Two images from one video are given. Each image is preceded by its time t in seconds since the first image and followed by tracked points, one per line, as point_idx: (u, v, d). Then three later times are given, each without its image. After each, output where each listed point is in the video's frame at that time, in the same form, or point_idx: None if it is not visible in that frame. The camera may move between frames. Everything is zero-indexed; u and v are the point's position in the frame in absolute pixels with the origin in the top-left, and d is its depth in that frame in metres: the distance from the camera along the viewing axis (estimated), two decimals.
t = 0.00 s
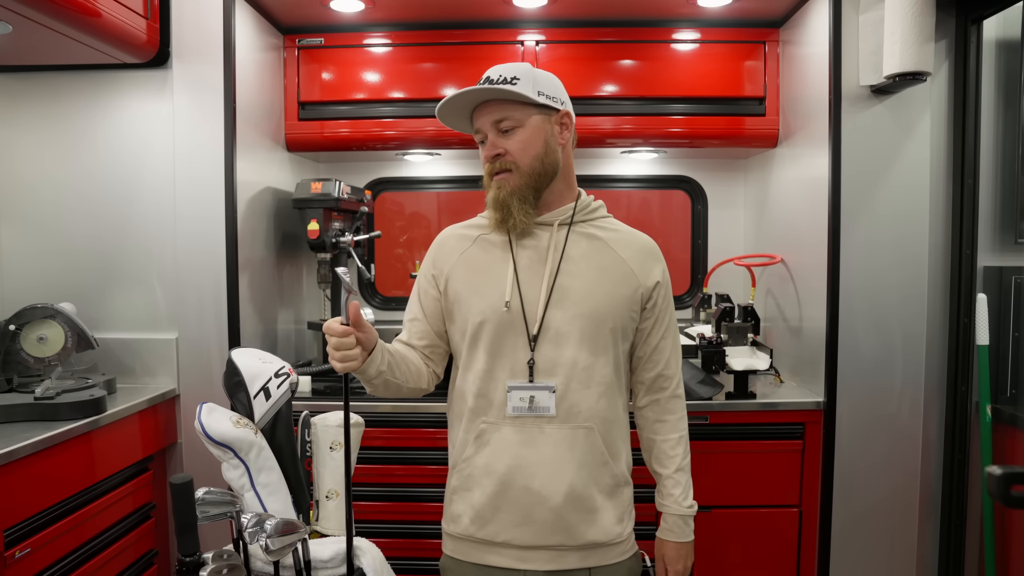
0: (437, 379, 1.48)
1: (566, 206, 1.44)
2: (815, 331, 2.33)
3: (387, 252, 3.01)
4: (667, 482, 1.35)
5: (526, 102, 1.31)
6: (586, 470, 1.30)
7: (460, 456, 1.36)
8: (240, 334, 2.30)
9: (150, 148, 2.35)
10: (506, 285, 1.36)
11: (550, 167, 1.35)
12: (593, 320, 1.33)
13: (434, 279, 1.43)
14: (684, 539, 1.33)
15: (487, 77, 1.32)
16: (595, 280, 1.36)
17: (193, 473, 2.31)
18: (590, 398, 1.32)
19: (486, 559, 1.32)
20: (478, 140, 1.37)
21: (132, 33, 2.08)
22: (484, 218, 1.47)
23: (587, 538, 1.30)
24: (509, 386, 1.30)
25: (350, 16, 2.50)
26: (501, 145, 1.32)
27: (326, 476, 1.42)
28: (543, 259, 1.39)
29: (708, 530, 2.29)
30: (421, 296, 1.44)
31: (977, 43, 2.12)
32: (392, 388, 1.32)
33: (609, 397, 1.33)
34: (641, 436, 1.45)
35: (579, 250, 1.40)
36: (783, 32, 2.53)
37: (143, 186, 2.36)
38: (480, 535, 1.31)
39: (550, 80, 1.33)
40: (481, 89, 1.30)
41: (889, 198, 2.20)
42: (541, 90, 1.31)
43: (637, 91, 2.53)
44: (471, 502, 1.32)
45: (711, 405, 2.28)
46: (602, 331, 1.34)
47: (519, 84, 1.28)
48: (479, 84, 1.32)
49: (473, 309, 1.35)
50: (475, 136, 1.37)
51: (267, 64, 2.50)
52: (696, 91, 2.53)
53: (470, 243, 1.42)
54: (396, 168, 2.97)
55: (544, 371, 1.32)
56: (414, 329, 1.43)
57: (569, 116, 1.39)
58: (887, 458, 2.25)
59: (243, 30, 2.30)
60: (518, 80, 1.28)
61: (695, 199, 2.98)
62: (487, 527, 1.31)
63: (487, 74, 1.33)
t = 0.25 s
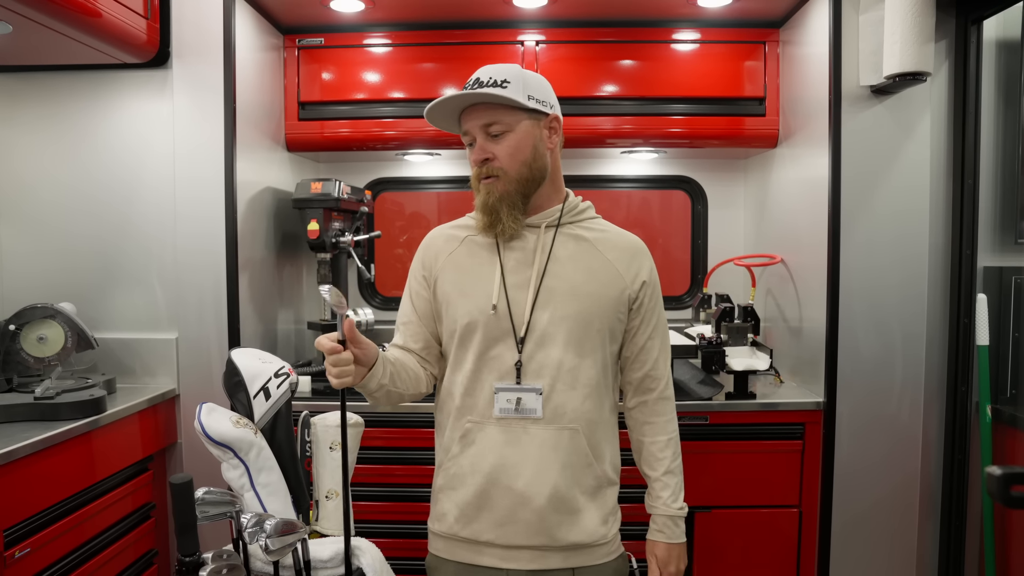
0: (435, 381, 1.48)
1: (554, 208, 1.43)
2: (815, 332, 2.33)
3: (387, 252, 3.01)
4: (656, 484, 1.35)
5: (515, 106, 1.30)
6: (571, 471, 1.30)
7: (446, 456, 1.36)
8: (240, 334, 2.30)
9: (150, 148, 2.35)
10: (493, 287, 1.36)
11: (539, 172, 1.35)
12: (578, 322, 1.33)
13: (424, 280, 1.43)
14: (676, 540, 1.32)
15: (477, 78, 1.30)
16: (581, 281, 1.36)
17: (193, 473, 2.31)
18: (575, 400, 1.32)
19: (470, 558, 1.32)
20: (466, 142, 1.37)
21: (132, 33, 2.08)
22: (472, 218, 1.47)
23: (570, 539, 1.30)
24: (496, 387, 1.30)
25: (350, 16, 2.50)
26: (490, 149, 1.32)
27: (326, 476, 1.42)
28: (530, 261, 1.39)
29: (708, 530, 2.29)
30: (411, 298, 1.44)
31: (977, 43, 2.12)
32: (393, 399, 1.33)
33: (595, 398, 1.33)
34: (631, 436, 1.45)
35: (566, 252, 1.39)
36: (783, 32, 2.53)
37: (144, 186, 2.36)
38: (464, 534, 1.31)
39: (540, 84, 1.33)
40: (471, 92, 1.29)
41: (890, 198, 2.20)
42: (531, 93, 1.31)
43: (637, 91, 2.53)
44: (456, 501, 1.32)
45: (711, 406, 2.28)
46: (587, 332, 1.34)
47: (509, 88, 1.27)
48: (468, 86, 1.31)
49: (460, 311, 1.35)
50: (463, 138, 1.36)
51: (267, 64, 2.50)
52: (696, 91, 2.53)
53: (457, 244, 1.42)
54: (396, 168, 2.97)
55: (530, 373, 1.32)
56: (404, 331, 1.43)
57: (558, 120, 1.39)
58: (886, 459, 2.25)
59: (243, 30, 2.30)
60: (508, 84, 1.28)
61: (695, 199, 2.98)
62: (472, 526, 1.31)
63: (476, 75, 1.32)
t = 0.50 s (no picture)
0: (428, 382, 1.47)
1: (539, 206, 1.43)
2: (814, 331, 2.33)
3: (387, 251, 3.00)
4: (650, 476, 1.32)
5: (500, 106, 1.30)
6: (565, 470, 1.31)
7: (439, 459, 1.36)
8: (240, 333, 2.30)
9: (149, 147, 2.34)
10: (480, 290, 1.35)
11: (524, 172, 1.35)
12: (567, 322, 1.33)
13: (411, 285, 1.43)
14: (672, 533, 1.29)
15: (460, 77, 1.30)
16: (568, 281, 1.36)
17: (192, 473, 2.31)
18: (566, 399, 1.32)
19: (467, 558, 1.32)
20: (449, 143, 1.36)
21: (131, 32, 2.07)
22: (456, 219, 1.47)
23: (567, 537, 1.30)
24: (488, 390, 1.30)
25: (349, 15, 2.49)
26: (475, 150, 1.32)
27: (326, 475, 1.42)
28: (516, 262, 1.39)
29: (707, 529, 2.29)
30: (398, 302, 1.43)
31: (975, 43, 2.12)
32: (392, 400, 1.34)
33: (585, 397, 1.34)
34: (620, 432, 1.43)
35: (552, 252, 1.39)
36: (782, 31, 2.53)
37: (143, 185, 2.35)
38: (460, 535, 1.31)
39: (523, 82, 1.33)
40: (454, 92, 1.28)
41: (889, 198, 2.20)
42: (516, 92, 1.31)
43: (636, 90, 2.53)
44: (451, 503, 1.32)
45: (710, 405, 2.28)
46: (576, 331, 1.34)
47: (493, 87, 1.27)
48: (451, 85, 1.30)
49: (448, 315, 1.35)
50: (446, 138, 1.35)
51: (266, 63, 2.49)
52: (696, 90, 2.53)
53: (442, 247, 1.42)
54: (395, 167, 2.97)
55: (521, 374, 1.32)
56: (391, 334, 1.42)
57: (541, 119, 1.39)
58: (885, 457, 2.26)
59: (242, 29, 2.30)
60: (492, 83, 1.27)
61: (694, 199, 2.98)
62: (468, 527, 1.31)
63: (459, 73, 1.31)
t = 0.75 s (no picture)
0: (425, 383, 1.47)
1: (535, 206, 1.43)
2: (814, 331, 2.33)
3: (387, 251, 3.00)
4: (648, 475, 1.32)
5: (498, 107, 1.30)
6: (562, 470, 1.31)
7: (435, 459, 1.36)
8: (240, 333, 2.30)
9: (150, 147, 2.34)
10: (476, 289, 1.35)
11: (522, 173, 1.35)
12: (563, 321, 1.34)
13: (407, 285, 1.43)
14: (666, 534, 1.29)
15: (459, 77, 1.30)
16: (564, 280, 1.36)
17: (193, 472, 2.31)
18: (563, 399, 1.32)
19: (464, 559, 1.32)
20: (447, 143, 1.36)
21: (131, 32, 2.08)
22: (452, 220, 1.47)
23: (565, 537, 1.30)
24: (484, 390, 1.30)
25: (350, 15, 2.49)
26: (473, 151, 1.31)
27: (326, 475, 1.42)
28: (513, 261, 1.39)
29: (707, 529, 2.29)
30: (394, 302, 1.43)
31: (976, 43, 2.12)
32: (392, 401, 1.34)
33: (582, 396, 1.34)
34: (616, 431, 1.43)
35: (548, 251, 1.39)
36: (782, 31, 2.53)
37: (143, 185, 2.35)
38: (457, 536, 1.31)
39: (521, 82, 1.33)
40: (453, 92, 1.28)
41: (889, 197, 2.20)
42: (515, 93, 1.31)
43: (636, 90, 2.53)
44: (448, 504, 1.32)
45: (710, 405, 2.28)
46: (573, 330, 1.34)
47: (493, 88, 1.27)
48: (450, 85, 1.30)
49: (444, 314, 1.35)
50: (444, 138, 1.35)
51: (267, 63, 2.50)
52: (696, 90, 2.53)
53: (438, 247, 1.42)
54: (395, 167, 2.97)
55: (518, 373, 1.33)
56: (387, 335, 1.42)
57: (539, 119, 1.39)
58: (885, 457, 2.26)
59: (242, 30, 2.30)
60: (491, 84, 1.27)
61: (694, 199, 2.98)
62: (464, 528, 1.31)
63: (457, 73, 1.31)
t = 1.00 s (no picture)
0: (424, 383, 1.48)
1: (539, 207, 1.43)
2: (814, 331, 2.33)
3: (387, 251, 3.01)
4: (634, 477, 1.36)
5: (506, 106, 1.30)
6: (564, 471, 1.31)
7: (437, 459, 1.36)
8: (241, 334, 2.30)
9: (150, 148, 2.35)
10: (480, 288, 1.36)
11: (527, 173, 1.36)
12: (566, 321, 1.34)
13: (410, 283, 1.43)
14: (652, 534, 1.33)
15: (467, 75, 1.29)
16: (568, 281, 1.36)
17: (193, 472, 2.31)
18: (566, 399, 1.32)
19: (465, 560, 1.32)
20: (454, 142, 1.36)
21: (132, 33, 2.08)
22: (457, 219, 1.47)
23: (566, 539, 1.30)
24: (486, 390, 1.30)
25: (350, 16, 2.49)
26: (480, 150, 1.31)
27: (327, 475, 1.42)
28: (517, 261, 1.39)
29: (707, 529, 2.29)
30: (398, 301, 1.44)
31: (976, 43, 2.12)
32: (391, 401, 1.35)
33: (584, 397, 1.34)
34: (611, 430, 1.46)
35: (552, 251, 1.39)
36: (782, 31, 2.52)
37: (144, 186, 2.36)
38: (458, 536, 1.31)
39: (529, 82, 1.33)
40: (462, 91, 1.27)
41: (889, 198, 2.20)
42: (522, 93, 1.31)
43: (636, 90, 2.53)
44: (449, 504, 1.32)
45: (710, 405, 2.28)
46: (576, 331, 1.34)
47: (501, 88, 1.27)
48: (458, 83, 1.30)
49: (447, 313, 1.35)
50: (451, 136, 1.35)
51: (267, 64, 2.50)
52: (696, 90, 2.53)
53: (442, 246, 1.42)
54: (396, 167, 2.97)
55: (521, 373, 1.33)
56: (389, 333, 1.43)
57: (546, 120, 1.40)
58: (885, 457, 2.26)
59: (242, 30, 2.31)
60: (500, 83, 1.27)
61: (694, 199, 2.98)
62: (466, 529, 1.31)
63: (465, 71, 1.30)
